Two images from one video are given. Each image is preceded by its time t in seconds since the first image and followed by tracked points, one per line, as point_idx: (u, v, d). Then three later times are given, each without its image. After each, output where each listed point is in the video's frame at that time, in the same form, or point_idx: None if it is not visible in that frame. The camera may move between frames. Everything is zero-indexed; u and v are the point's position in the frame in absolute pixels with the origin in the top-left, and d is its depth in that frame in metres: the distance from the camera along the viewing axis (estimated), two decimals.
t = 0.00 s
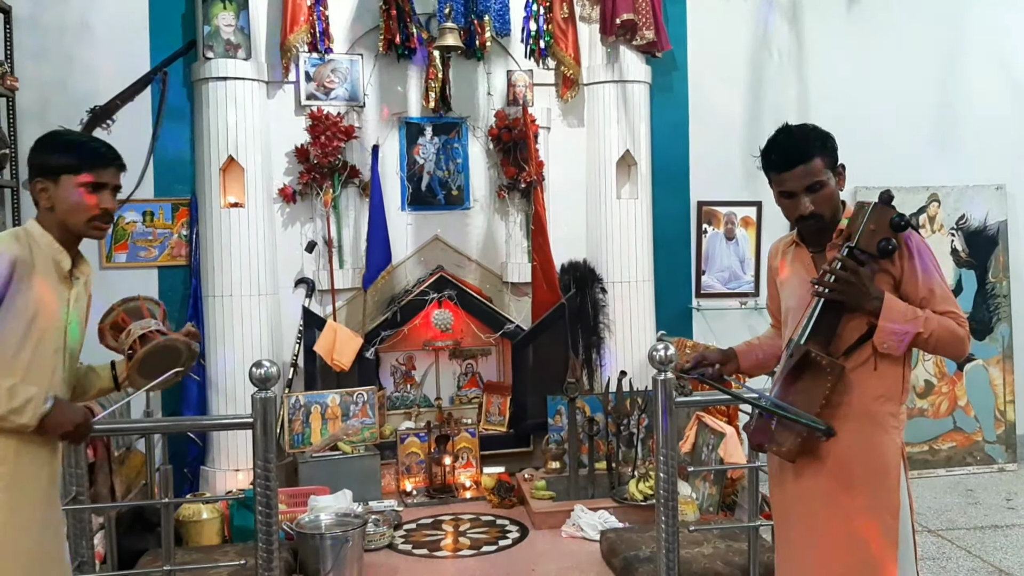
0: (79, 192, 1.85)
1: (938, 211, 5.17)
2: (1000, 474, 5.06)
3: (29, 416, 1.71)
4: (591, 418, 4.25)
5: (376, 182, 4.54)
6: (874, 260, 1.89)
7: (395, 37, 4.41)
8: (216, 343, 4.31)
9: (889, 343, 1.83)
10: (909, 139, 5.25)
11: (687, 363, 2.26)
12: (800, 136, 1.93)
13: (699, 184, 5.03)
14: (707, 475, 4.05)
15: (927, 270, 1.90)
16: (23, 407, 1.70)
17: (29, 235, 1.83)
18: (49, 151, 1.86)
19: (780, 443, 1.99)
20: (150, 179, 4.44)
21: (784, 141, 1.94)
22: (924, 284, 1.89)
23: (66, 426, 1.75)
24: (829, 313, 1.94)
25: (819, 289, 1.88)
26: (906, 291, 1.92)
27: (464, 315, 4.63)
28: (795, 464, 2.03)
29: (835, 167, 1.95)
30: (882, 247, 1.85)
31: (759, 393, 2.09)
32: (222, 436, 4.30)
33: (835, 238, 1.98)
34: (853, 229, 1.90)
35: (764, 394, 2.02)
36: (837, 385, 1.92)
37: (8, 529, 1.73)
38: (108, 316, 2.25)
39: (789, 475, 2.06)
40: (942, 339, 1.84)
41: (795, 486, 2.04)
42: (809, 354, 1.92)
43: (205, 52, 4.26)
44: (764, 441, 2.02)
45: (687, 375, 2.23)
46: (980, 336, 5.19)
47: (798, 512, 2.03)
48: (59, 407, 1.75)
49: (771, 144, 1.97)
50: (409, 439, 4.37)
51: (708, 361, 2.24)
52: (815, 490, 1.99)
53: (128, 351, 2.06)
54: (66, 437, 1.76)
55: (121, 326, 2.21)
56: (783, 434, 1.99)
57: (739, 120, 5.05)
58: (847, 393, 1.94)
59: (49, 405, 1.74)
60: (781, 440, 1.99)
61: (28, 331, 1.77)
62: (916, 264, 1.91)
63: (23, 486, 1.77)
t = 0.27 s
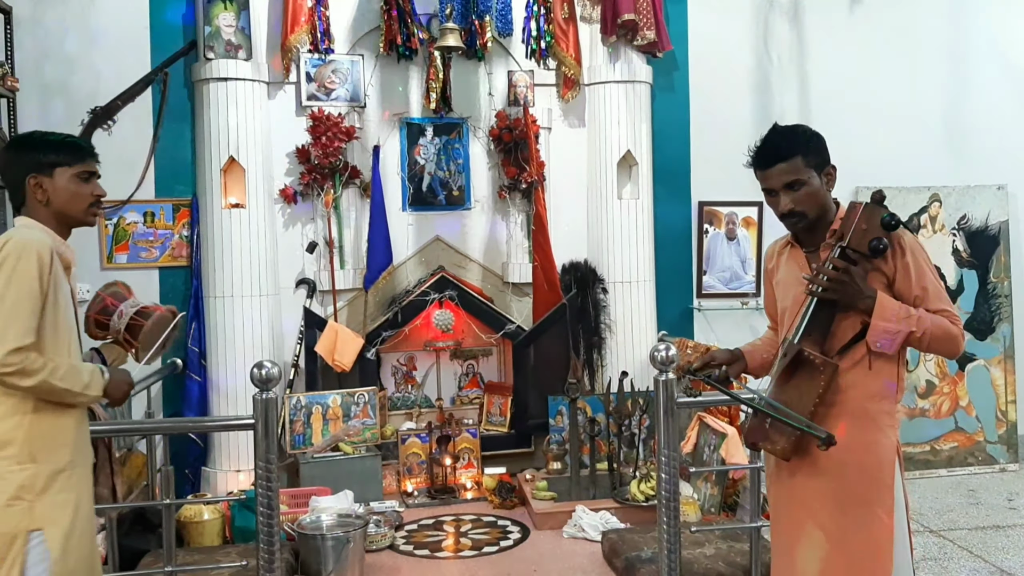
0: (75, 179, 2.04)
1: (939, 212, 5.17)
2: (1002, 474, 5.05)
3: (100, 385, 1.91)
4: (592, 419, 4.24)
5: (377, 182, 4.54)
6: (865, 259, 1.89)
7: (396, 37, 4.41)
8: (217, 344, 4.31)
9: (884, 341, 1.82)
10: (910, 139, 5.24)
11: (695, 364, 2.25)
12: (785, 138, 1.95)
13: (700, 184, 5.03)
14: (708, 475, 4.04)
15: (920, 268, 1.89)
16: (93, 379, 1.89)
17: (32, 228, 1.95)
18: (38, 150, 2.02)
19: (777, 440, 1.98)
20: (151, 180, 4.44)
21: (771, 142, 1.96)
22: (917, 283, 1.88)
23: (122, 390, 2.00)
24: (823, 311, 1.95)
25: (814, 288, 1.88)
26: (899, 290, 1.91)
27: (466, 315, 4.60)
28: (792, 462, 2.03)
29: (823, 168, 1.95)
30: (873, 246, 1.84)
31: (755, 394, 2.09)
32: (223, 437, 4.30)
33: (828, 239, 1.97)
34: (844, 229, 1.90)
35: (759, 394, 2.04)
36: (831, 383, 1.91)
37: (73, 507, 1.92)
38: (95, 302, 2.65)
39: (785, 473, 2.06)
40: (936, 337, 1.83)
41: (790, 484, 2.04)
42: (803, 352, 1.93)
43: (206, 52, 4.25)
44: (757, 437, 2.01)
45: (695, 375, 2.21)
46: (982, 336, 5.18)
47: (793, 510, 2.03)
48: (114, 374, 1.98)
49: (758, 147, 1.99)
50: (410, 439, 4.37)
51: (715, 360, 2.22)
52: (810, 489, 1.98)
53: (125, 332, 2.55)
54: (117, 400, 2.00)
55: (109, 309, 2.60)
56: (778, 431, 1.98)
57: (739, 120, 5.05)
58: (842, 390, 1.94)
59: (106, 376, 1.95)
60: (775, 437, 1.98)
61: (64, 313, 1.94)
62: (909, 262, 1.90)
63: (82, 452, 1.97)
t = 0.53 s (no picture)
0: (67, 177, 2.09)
1: (943, 213, 5.17)
2: (1005, 476, 5.05)
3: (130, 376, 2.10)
4: (595, 420, 4.25)
5: (380, 184, 4.55)
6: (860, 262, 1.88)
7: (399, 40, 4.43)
8: (220, 346, 4.32)
9: (878, 344, 1.81)
10: (912, 140, 5.24)
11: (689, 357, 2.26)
12: (782, 139, 1.94)
13: (703, 186, 5.03)
14: (712, 477, 4.05)
15: (916, 270, 1.86)
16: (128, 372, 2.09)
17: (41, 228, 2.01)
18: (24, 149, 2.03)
19: (773, 441, 1.97)
20: (155, 182, 4.45)
21: (766, 143, 1.96)
22: (913, 285, 1.86)
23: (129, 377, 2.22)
24: (818, 313, 1.94)
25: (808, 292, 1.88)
26: (896, 292, 1.89)
27: (469, 317, 4.61)
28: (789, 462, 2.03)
29: (818, 169, 1.94)
30: (867, 249, 1.84)
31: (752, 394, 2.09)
32: (227, 439, 4.31)
33: (823, 240, 1.97)
34: (839, 232, 1.90)
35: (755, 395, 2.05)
36: (826, 385, 1.91)
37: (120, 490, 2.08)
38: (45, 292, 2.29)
39: (783, 472, 2.06)
40: (932, 340, 1.80)
41: (787, 483, 2.04)
42: (797, 354, 1.93)
43: (209, 54, 4.26)
44: (753, 438, 2.02)
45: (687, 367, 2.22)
46: (985, 338, 5.18)
47: (789, 509, 2.03)
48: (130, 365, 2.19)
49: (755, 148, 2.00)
50: (413, 441, 4.37)
51: (709, 354, 2.22)
52: (806, 489, 1.98)
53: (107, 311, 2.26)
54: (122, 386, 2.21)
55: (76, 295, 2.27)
56: (774, 433, 1.98)
57: (742, 121, 5.05)
58: (838, 391, 1.93)
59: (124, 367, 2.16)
60: (770, 439, 1.98)
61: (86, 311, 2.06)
62: (904, 264, 1.87)
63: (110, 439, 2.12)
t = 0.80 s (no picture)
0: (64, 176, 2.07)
1: (948, 214, 5.14)
2: (1010, 478, 5.02)
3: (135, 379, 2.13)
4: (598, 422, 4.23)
5: (383, 185, 4.53)
6: (861, 263, 1.85)
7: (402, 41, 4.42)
8: (222, 347, 4.30)
9: (879, 345, 1.78)
10: (918, 140, 5.22)
11: (690, 348, 2.29)
12: (788, 137, 1.94)
13: (707, 187, 5.01)
14: (716, 479, 4.03)
15: (918, 272, 1.83)
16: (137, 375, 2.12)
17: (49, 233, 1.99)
18: (20, 147, 1.97)
19: (771, 442, 1.95)
20: (157, 183, 4.44)
21: (771, 142, 1.96)
22: (914, 287, 1.83)
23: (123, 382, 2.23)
24: (817, 315, 1.93)
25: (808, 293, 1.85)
26: (897, 294, 1.86)
27: (471, 318, 4.62)
28: (790, 464, 2.00)
29: (823, 169, 1.92)
30: (866, 250, 1.81)
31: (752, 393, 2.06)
32: (229, 440, 4.30)
33: (825, 241, 1.95)
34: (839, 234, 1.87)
35: (756, 395, 2.03)
36: (825, 386, 1.88)
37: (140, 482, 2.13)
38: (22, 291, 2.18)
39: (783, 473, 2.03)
40: (934, 341, 1.77)
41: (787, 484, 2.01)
42: (796, 355, 1.91)
43: (212, 55, 4.25)
44: (752, 439, 2.00)
45: (687, 358, 2.27)
46: (990, 339, 5.15)
47: (790, 509, 1.99)
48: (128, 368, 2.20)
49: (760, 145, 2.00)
50: (415, 443, 4.35)
51: (709, 346, 2.25)
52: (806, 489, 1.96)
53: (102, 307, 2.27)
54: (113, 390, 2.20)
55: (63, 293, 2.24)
56: (772, 434, 1.96)
57: (746, 122, 5.03)
58: (837, 394, 1.90)
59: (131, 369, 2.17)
60: (769, 440, 1.96)
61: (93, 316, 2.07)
62: (906, 265, 1.85)
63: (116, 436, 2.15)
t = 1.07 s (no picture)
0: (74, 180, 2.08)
1: (950, 215, 5.16)
2: (1013, 479, 5.02)
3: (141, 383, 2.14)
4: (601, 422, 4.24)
5: (386, 186, 4.55)
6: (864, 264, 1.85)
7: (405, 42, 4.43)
8: (226, 347, 4.32)
9: (880, 347, 1.78)
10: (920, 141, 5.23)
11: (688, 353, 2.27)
12: (799, 134, 1.95)
13: (710, 188, 5.02)
14: (718, 480, 4.04)
15: (923, 273, 1.81)
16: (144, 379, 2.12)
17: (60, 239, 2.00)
18: (31, 150, 1.98)
19: (772, 442, 1.96)
20: (162, 183, 4.46)
21: (781, 139, 1.98)
22: (919, 289, 1.81)
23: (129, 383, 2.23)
24: (819, 316, 1.94)
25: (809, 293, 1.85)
26: (902, 295, 1.85)
27: (474, 318, 4.63)
28: (793, 465, 2.01)
29: (833, 170, 1.92)
30: (867, 251, 1.82)
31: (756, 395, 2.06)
32: (233, 440, 4.31)
33: (831, 240, 1.96)
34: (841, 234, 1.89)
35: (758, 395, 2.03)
36: (825, 387, 1.89)
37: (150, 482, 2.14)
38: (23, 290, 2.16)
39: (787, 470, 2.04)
40: (936, 344, 1.76)
41: (791, 482, 2.01)
42: (797, 355, 1.92)
43: (216, 56, 4.27)
44: (752, 438, 2.01)
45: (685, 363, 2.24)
46: (992, 340, 5.16)
47: (793, 505, 2.00)
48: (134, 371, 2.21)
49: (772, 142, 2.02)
50: (419, 443, 4.36)
51: (707, 350, 2.23)
52: (809, 488, 1.96)
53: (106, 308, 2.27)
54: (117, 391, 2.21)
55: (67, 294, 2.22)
56: (772, 433, 1.97)
57: (749, 123, 5.04)
58: (838, 395, 1.92)
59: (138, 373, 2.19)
60: (769, 439, 1.96)
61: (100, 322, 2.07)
62: (911, 266, 1.83)
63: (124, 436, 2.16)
